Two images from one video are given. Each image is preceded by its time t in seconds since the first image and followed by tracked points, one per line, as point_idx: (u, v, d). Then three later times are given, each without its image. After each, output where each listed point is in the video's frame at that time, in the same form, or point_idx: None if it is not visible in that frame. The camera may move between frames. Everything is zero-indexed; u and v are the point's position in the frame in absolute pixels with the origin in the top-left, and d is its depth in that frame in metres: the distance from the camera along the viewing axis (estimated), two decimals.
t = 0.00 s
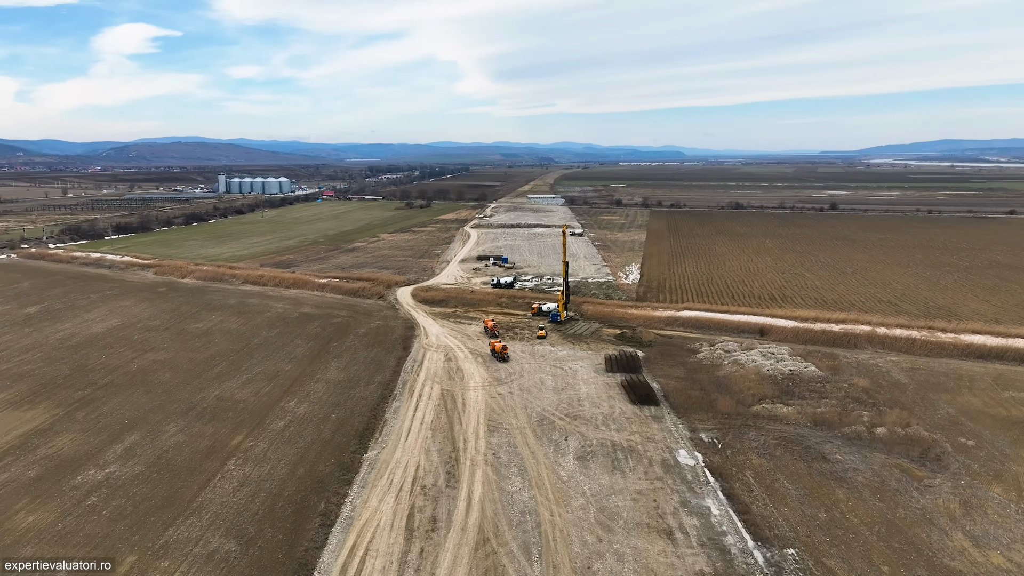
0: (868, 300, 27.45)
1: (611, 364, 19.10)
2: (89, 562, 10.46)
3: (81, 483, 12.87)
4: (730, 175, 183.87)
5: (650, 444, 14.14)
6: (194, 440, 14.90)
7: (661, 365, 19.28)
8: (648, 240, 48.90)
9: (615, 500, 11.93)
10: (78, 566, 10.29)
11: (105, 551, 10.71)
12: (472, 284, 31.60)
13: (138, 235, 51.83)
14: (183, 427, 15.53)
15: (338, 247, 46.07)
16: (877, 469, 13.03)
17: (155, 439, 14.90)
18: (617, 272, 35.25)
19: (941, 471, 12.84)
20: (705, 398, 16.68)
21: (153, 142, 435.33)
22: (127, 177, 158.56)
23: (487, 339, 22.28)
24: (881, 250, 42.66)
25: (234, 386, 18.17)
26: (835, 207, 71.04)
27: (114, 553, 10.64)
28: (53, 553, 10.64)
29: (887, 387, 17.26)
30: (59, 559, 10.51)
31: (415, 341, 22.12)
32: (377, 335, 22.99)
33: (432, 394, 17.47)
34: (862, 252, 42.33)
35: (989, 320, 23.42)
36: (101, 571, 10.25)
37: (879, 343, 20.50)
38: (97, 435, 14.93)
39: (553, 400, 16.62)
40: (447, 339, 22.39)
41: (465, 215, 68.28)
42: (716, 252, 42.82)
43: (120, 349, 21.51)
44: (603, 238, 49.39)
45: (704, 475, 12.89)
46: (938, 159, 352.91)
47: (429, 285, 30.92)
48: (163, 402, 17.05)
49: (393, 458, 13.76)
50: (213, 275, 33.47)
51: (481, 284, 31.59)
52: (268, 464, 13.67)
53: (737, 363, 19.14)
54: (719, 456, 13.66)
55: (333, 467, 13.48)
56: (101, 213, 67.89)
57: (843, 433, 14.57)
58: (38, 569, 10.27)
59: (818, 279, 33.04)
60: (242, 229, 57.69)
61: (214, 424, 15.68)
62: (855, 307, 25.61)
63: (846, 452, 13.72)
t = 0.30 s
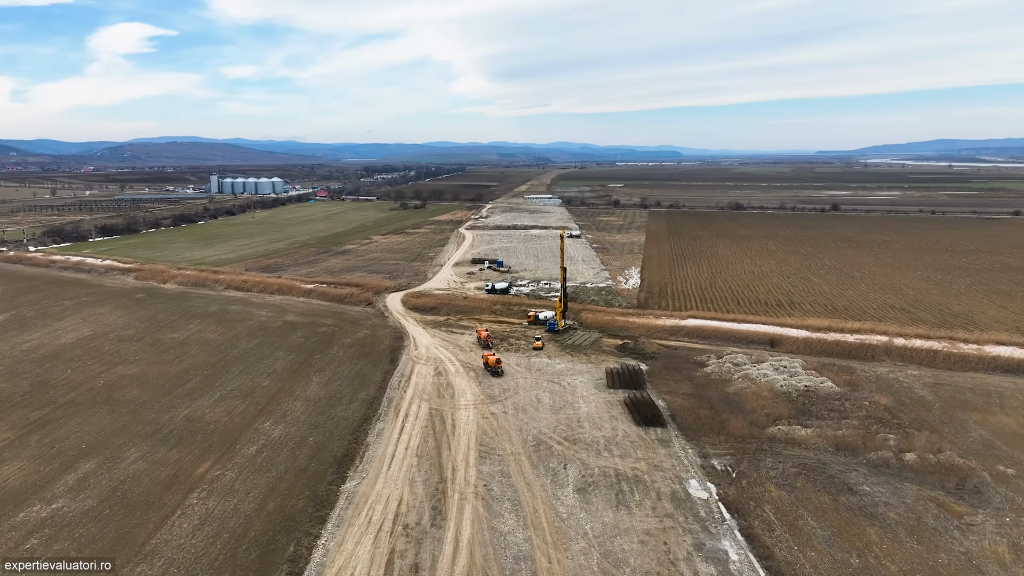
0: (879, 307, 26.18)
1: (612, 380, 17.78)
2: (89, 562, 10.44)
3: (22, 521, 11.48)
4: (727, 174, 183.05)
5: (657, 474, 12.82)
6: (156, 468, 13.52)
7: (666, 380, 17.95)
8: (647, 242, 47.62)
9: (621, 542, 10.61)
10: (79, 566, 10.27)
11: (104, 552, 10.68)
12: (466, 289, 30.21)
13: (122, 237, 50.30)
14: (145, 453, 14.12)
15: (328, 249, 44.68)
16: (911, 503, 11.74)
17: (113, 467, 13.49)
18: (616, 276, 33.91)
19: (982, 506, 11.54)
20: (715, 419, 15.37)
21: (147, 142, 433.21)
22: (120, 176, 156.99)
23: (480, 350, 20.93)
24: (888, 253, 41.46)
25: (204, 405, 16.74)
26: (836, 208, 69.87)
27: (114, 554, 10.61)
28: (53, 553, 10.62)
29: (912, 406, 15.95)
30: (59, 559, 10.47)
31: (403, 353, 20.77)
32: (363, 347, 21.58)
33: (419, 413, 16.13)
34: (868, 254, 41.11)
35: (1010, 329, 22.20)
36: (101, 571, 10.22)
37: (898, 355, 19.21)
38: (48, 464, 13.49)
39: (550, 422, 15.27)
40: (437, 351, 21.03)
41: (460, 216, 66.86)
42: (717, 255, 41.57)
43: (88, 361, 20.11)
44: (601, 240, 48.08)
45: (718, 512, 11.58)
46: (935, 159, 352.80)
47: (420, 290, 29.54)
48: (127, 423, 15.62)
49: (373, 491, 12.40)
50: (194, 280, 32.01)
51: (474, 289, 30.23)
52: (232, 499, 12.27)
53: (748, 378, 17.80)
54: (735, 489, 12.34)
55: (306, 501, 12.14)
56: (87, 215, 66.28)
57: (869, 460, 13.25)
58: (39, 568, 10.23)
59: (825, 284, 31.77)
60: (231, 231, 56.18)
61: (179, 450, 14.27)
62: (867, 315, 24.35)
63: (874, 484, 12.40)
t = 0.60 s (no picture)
0: (894, 315, 24.92)
1: (616, 398, 16.42)
2: (90, 562, 10.42)
3: None
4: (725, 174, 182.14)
5: (670, 512, 11.47)
6: (111, 503, 12.10)
7: (674, 399, 16.61)
8: (647, 244, 46.33)
9: None
10: (80, 566, 10.25)
11: (104, 552, 10.64)
12: (459, 295, 28.82)
13: (106, 239, 48.81)
14: (100, 486, 12.69)
15: (318, 252, 43.28)
16: (956, 547, 10.40)
17: (63, 502, 12.11)
18: (616, 281, 32.58)
19: None
20: (730, 443, 14.05)
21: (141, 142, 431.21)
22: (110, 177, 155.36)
23: (473, 363, 19.57)
24: (895, 255, 40.25)
25: (171, 428, 15.30)
26: (838, 209, 68.75)
27: (112, 554, 10.59)
28: (53, 554, 10.58)
29: (944, 428, 14.61)
30: (59, 559, 10.45)
31: (391, 367, 19.39)
32: (348, 360, 20.17)
33: (406, 437, 14.77)
34: (875, 257, 39.87)
35: None
36: (100, 572, 10.16)
37: (922, 369, 17.88)
38: None
39: (549, 448, 13.90)
40: (427, 364, 19.65)
41: (456, 217, 65.52)
42: (720, 258, 40.28)
43: (52, 376, 18.70)
44: (600, 242, 46.78)
45: (740, 557, 10.25)
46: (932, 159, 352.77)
47: (411, 297, 28.17)
48: (84, 450, 14.16)
49: (352, 531, 11.07)
50: (176, 285, 30.59)
51: (469, 295, 28.86)
52: (191, 542, 10.89)
53: (763, 397, 16.46)
54: (757, 529, 10.99)
55: (275, 545, 10.75)
56: (73, 216, 64.70)
57: (904, 494, 11.89)
58: (39, 568, 10.21)
59: (834, 289, 30.48)
60: (220, 233, 54.65)
61: (136, 482, 12.83)
62: (882, 325, 23.07)
63: (913, 523, 11.05)
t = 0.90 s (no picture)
0: (910, 323, 23.70)
1: (621, 418, 15.16)
2: (89, 562, 10.36)
3: None
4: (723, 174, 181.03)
5: (685, 555, 10.22)
6: (58, 545, 10.76)
7: (683, 419, 15.33)
8: (648, 246, 45.08)
9: None
10: (79, 566, 10.19)
11: (103, 553, 10.57)
12: (454, 301, 27.53)
13: (91, 241, 47.39)
14: (48, 523, 11.37)
15: (309, 254, 41.96)
16: None
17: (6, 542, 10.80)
18: (617, 286, 31.32)
19: None
20: (747, 471, 12.80)
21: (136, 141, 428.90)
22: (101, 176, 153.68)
23: (467, 377, 18.27)
24: (904, 258, 39.05)
25: (136, 452, 14.02)
26: (840, 209, 67.63)
27: (110, 554, 10.52)
28: (54, 554, 10.53)
29: (980, 453, 13.37)
30: (59, 559, 10.39)
31: (378, 382, 18.10)
32: (333, 374, 18.86)
33: (393, 463, 13.50)
34: (883, 260, 38.67)
35: None
36: (101, 570, 10.13)
37: (949, 385, 16.64)
38: None
39: (549, 478, 12.61)
40: (417, 378, 18.35)
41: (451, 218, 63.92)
42: (724, 261, 39.06)
43: (13, 392, 17.38)
44: (599, 244, 45.53)
45: None
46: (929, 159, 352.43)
47: (403, 303, 26.85)
48: (37, 478, 12.86)
49: None
50: (157, 290, 29.27)
51: (463, 301, 27.59)
52: None
53: (779, 417, 15.21)
54: None
55: None
56: (59, 216, 63.23)
57: (947, 533, 10.62)
58: (39, 568, 10.15)
59: (844, 295, 29.30)
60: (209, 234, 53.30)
61: (92, 516, 11.59)
62: (900, 334, 21.86)
63: (960, 568, 9.80)
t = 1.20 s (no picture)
0: (929, 332, 22.47)
1: (627, 442, 13.84)
2: (89, 562, 10.32)
3: None
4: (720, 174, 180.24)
5: None
6: None
7: (696, 443, 14.02)
8: (648, 248, 43.83)
9: None
10: (80, 566, 10.15)
11: (106, 551, 10.57)
12: (447, 308, 26.21)
13: (74, 243, 45.92)
14: None
15: (299, 257, 40.60)
16: None
17: None
18: (618, 291, 30.04)
19: None
20: (771, 506, 11.50)
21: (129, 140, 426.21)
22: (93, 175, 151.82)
23: (460, 395, 16.94)
24: (913, 262, 37.92)
25: (92, 482, 12.66)
26: (842, 210, 66.42)
27: (114, 553, 10.49)
28: (55, 555, 10.46)
29: None
30: (59, 559, 10.34)
31: (365, 399, 16.76)
32: (316, 391, 17.45)
33: (377, 495, 12.16)
34: (892, 263, 37.51)
35: None
36: (102, 571, 10.09)
37: (982, 404, 15.38)
38: None
39: (551, 515, 11.29)
40: (407, 395, 17.00)
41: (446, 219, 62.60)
42: (728, 264, 37.84)
43: None
44: (599, 246, 44.27)
45: None
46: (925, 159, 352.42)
47: (394, 310, 25.50)
48: None
49: None
50: (137, 296, 27.89)
51: (458, 308, 26.27)
52: None
53: (801, 441, 13.92)
54: None
55: None
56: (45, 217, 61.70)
57: None
58: (40, 568, 10.10)
59: (855, 300, 28.10)
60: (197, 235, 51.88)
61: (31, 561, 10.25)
62: (921, 345, 20.61)
63: None
